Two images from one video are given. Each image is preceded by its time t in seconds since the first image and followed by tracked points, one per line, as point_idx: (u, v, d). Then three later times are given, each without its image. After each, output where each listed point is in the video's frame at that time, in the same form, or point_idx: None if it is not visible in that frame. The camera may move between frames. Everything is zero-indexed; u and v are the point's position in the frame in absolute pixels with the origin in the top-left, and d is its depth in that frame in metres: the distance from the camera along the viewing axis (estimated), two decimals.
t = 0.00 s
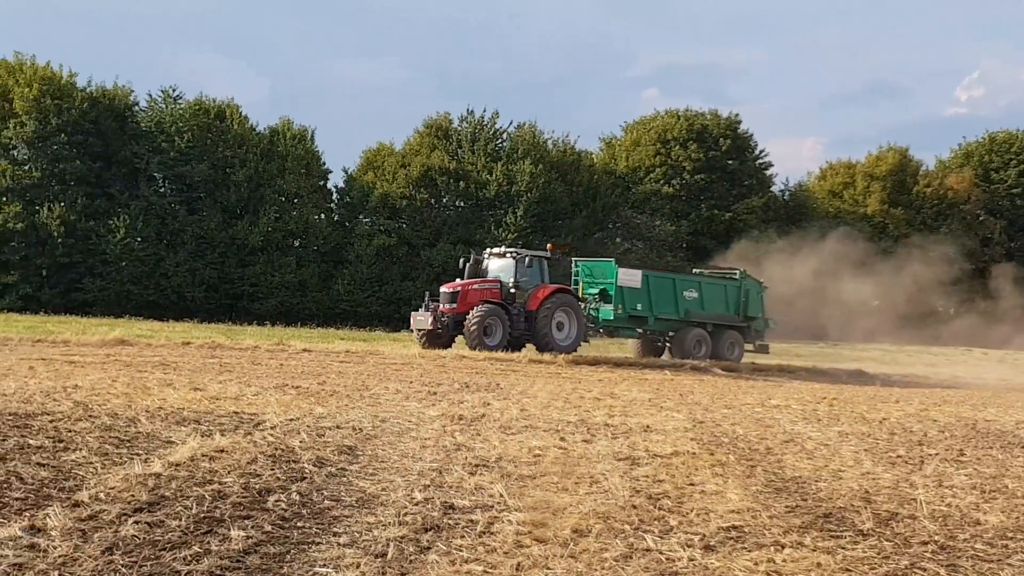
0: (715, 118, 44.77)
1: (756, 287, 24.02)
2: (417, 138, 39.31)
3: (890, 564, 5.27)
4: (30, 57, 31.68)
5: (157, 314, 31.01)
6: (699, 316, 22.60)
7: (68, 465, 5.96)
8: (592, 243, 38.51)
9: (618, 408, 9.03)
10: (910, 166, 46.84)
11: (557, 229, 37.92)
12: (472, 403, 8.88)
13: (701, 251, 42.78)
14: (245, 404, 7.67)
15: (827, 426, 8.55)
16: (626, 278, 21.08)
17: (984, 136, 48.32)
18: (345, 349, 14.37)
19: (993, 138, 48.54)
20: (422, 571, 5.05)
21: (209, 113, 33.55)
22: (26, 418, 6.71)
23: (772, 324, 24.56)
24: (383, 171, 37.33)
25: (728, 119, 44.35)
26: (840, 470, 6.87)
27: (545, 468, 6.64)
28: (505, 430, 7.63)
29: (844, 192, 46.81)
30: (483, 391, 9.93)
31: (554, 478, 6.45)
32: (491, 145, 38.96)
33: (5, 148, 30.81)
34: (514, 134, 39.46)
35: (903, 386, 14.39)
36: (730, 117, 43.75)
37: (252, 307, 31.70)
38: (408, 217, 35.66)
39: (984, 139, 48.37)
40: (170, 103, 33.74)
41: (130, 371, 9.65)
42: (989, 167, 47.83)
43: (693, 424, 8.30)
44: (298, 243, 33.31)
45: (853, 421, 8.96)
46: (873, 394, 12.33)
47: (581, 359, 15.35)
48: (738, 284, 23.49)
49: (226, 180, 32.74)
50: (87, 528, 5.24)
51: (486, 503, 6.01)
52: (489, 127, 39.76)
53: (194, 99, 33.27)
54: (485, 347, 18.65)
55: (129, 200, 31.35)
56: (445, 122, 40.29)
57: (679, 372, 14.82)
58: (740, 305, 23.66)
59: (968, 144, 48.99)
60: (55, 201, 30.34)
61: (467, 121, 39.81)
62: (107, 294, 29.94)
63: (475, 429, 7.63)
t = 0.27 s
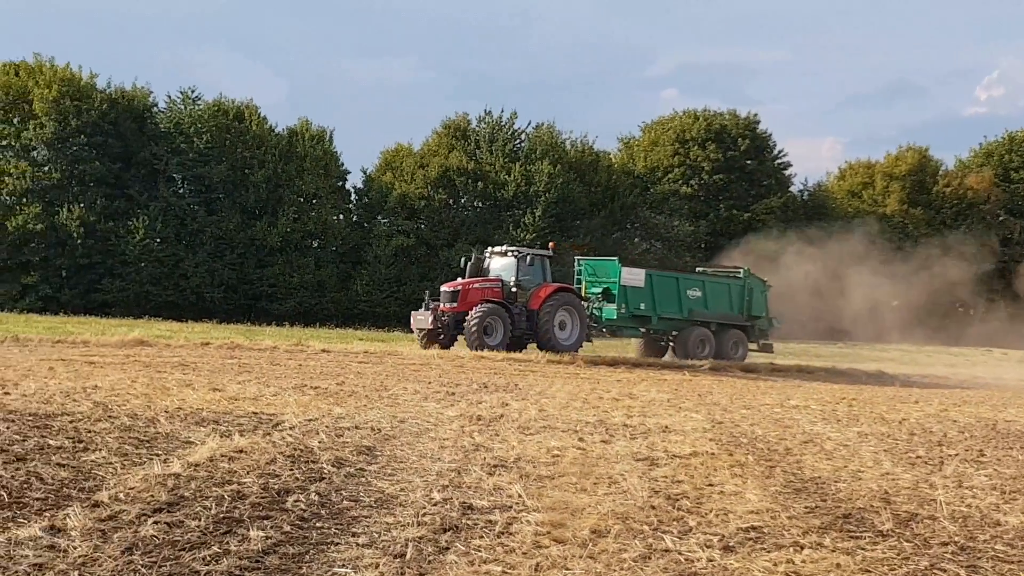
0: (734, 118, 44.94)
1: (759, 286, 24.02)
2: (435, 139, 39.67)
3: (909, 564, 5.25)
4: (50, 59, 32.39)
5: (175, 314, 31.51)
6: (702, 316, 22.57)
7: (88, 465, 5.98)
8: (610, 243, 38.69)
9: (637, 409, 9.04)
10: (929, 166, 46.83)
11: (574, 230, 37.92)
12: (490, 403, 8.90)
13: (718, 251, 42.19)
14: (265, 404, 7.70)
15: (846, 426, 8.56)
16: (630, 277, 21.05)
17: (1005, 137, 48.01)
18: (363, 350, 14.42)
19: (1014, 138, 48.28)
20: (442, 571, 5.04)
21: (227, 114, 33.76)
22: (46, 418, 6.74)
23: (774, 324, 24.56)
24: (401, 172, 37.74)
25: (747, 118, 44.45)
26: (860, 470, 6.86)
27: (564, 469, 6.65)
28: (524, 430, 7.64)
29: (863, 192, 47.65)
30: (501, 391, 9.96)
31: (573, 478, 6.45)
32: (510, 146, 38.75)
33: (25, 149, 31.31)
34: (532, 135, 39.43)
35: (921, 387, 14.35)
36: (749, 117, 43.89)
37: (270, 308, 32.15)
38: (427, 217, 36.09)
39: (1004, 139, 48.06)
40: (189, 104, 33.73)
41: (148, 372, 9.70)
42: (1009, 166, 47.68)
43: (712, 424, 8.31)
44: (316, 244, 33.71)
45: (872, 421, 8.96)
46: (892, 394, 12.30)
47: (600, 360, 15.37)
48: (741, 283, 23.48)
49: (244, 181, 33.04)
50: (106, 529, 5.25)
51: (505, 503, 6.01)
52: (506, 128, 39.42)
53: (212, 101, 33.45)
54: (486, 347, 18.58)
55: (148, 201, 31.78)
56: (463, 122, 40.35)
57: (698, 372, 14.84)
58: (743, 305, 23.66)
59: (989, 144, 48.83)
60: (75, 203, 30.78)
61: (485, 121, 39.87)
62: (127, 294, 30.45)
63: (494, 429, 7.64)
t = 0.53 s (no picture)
0: (742, 119, 45.12)
1: (753, 286, 23.99)
2: (443, 140, 40.15)
3: (919, 566, 5.24)
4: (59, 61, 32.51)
5: (184, 315, 31.51)
6: (696, 316, 22.54)
7: (98, 466, 5.99)
8: (619, 245, 38.76)
9: (646, 411, 9.05)
10: (938, 167, 46.86)
11: (582, 231, 38.06)
12: (499, 405, 8.91)
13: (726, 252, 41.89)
14: (274, 406, 7.73)
15: (855, 428, 8.56)
16: (622, 276, 21.05)
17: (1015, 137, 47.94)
18: (371, 351, 14.45)
19: None
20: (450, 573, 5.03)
21: (237, 116, 33.98)
22: (56, 419, 6.76)
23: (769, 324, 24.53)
24: (410, 173, 38.03)
25: (755, 120, 44.63)
26: (869, 472, 6.86)
27: (573, 470, 6.65)
28: (532, 432, 7.65)
29: (872, 193, 48.05)
30: (510, 393, 9.98)
31: (582, 480, 6.46)
32: (518, 147, 39.52)
33: (35, 151, 31.54)
34: (541, 136, 39.82)
35: (931, 389, 14.31)
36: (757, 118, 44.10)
37: (278, 309, 32.27)
38: (435, 218, 36.44)
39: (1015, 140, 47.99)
40: (198, 106, 33.90)
41: (158, 373, 9.73)
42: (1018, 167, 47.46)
43: (721, 426, 8.31)
44: (325, 245, 33.99)
45: (881, 423, 8.95)
46: (901, 396, 12.28)
47: (610, 362, 15.41)
48: (734, 282, 23.46)
49: (253, 182, 33.21)
50: (116, 530, 5.26)
51: (513, 505, 6.01)
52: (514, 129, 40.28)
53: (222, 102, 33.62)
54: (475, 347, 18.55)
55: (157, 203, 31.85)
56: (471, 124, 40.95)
57: (707, 374, 14.86)
58: (737, 304, 23.64)
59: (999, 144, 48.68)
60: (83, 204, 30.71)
61: (493, 122, 40.32)
62: (136, 296, 30.51)
63: (502, 431, 7.66)
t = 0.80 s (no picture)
0: (753, 121, 45.19)
1: (747, 286, 23.99)
2: (453, 141, 40.16)
3: (930, 569, 5.23)
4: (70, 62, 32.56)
5: (194, 315, 31.52)
6: (690, 316, 22.52)
7: (107, 467, 6.00)
8: (628, 246, 38.83)
9: (655, 412, 9.05)
10: (949, 169, 46.64)
11: (592, 233, 38.65)
12: (508, 407, 8.91)
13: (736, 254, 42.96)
14: (283, 407, 7.73)
15: (865, 430, 8.55)
16: (617, 276, 20.97)
17: None
18: (380, 352, 14.46)
19: None
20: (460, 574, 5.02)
21: (248, 117, 34.06)
22: (65, 420, 6.77)
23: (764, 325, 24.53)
24: (419, 174, 38.18)
25: (766, 121, 44.79)
26: (879, 474, 6.86)
27: (582, 472, 6.66)
28: (541, 433, 7.66)
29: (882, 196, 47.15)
30: (519, 394, 9.98)
31: (591, 482, 6.46)
32: (527, 149, 39.28)
33: (47, 151, 31.73)
34: (550, 138, 39.59)
35: (941, 391, 14.29)
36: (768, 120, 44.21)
37: (289, 310, 32.31)
38: (445, 220, 36.61)
39: None
40: (208, 107, 34.00)
41: (166, 374, 9.73)
42: None
43: (730, 428, 8.32)
44: (336, 246, 34.02)
45: (891, 425, 8.96)
46: (911, 398, 12.27)
47: (620, 363, 15.45)
48: (728, 283, 23.47)
49: (264, 182, 33.20)
50: (127, 530, 5.26)
51: (523, 506, 6.01)
52: (524, 130, 39.88)
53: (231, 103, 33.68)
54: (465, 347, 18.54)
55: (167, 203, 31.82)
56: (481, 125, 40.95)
57: (718, 375, 14.85)
58: (731, 305, 23.64)
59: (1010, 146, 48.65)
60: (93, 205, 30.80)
61: (503, 124, 40.19)
62: (147, 296, 30.53)
63: (512, 432, 7.67)
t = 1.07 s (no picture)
0: (780, 122, 45.32)
1: (760, 285, 23.89)
2: (481, 141, 40.18)
3: (959, 571, 5.20)
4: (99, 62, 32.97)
5: (222, 315, 31.62)
6: (701, 316, 22.48)
7: (136, 465, 6.03)
8: (655, 247, 38.72)
9: (684, 413, 9.06)
10: (978, 171, 46.41)
11: (619, 233, 38.61)
12: (536, 407, 8.94)
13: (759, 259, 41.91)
14: (311, 406, 7.78)
15: (894, 433, 8.53)
16: (627, 276, 20.98)
17: None
18: (406, 351, 14.52)
19: None
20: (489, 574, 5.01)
21: (275, 117, 34.23)
22: (95, 418, 6.82)
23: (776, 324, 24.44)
24: (447, 174, 38.38)
25: (793, 123, 44.89)
26: (907, 477, 6.84)
27: (609, 472, 6.66)
28: (569, 434, 7.68)
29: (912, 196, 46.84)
30: (547, 395, 10.02)
31: (618, 482, 6.46)
32: (555, 149, 39.24)
33: (76, 151, 31.95)
34: (578, 138, 39.54)
35: (969, 393, 14.21)
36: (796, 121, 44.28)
37: (316, 309, 32.33)
38: (472, 219, 36.91)
39: None
40: (237, 107, 34.39)
41: (196, 372, 9.81)
42: None
43: (758, 429, 8.32)
44: (362, 246, 33.93)
45: (920, 427, 8.93)
46: (940, 401, 12.22)
47: (647, 364, 15.44)
48: (741, 282, 23.38)
49: (291, 182, 33.39)
50: (155, 528, 5.27)
51: (551, 507, 6.01)
52: (552, 130, 40.03)
53: (260, 102, 33.93)
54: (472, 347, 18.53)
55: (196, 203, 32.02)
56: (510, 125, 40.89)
57: (745, 377, 14.82)
58: (743, 304, 23.56)
59: None
60: (123, 204, 31.11)
61: (531, 124, 40.20)
62: (174, 295, 30.72)
63: (539, 433, 7.69)
